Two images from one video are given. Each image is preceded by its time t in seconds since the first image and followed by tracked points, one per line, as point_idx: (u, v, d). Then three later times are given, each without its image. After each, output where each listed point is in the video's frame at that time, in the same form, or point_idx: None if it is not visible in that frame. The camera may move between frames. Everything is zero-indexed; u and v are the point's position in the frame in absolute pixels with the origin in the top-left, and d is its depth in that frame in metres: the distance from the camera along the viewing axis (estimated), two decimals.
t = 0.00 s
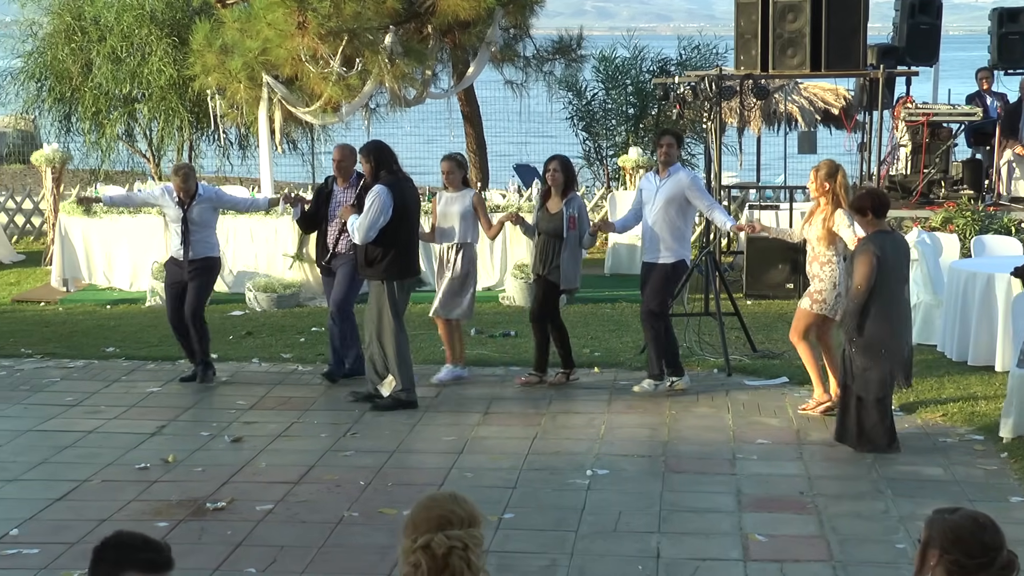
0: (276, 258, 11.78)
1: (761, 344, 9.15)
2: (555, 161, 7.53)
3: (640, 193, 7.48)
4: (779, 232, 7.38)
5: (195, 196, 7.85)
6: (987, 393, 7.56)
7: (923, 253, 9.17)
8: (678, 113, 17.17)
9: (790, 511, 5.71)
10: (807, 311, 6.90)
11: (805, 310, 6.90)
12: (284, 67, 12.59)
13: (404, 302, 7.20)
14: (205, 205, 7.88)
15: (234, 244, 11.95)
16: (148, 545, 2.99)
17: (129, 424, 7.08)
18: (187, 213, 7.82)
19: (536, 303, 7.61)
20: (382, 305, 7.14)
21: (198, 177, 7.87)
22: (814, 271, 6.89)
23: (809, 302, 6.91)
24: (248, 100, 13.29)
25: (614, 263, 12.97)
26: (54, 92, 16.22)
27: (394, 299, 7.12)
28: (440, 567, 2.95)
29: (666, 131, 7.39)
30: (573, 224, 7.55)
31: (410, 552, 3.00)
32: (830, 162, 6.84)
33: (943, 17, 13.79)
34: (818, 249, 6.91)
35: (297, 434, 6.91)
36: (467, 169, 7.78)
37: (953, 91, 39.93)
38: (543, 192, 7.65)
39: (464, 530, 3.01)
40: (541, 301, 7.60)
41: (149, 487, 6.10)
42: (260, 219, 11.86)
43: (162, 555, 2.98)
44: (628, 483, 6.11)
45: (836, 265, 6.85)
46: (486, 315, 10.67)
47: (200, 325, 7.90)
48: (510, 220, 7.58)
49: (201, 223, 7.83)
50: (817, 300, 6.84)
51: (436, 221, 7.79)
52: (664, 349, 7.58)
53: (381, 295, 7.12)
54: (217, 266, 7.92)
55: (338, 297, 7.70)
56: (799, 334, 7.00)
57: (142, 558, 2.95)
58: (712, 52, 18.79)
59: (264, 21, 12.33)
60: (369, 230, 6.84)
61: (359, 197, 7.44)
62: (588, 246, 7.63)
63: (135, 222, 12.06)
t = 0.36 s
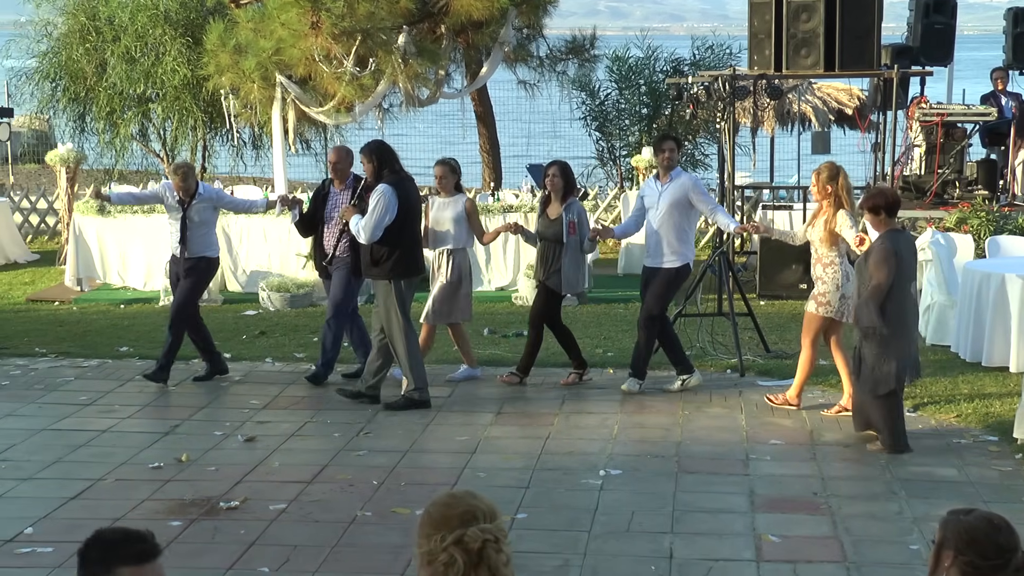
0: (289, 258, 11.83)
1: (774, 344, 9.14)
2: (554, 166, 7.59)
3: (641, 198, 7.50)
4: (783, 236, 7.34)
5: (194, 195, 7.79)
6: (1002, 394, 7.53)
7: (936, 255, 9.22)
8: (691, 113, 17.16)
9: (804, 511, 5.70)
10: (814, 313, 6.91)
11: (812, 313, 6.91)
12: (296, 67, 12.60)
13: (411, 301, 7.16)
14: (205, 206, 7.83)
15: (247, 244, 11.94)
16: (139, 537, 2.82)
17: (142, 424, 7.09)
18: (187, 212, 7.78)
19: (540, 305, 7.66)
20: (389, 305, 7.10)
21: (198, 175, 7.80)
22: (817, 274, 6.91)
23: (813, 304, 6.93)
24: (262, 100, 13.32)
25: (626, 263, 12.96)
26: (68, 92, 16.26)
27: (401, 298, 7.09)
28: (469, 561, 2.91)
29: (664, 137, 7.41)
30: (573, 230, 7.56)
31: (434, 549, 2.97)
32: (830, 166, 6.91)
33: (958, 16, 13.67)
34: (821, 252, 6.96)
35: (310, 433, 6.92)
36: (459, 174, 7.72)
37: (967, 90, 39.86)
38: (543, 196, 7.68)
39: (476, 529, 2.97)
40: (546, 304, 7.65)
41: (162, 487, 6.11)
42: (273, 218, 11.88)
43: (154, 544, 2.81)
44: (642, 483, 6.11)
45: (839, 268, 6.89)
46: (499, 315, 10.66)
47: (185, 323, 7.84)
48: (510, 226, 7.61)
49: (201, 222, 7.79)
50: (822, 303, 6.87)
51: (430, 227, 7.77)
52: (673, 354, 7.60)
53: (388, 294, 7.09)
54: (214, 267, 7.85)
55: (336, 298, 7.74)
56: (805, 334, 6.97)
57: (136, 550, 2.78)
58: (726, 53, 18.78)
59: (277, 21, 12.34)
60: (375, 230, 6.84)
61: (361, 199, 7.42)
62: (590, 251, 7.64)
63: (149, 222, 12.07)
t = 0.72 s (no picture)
0: (306, 257, 11.83)
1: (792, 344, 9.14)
2: (551, 163, 7.56)
3: (641, 198, 7.49)
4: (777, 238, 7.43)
5: (195, 201, 7.73)
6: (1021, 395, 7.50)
7: (955, 256, 9.32)
8: (708, 112, 17.12)
9: (821, 512, 5.69)
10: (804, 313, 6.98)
11: (802, 313, 6.99)
12: (314, 67, 12.62)
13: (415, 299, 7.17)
14: (204, 211, 7.77)
15: (264, 243, 11.96)
16: (166, 532, 2.81)
17: (160, 422, 7.11)
18: (188, 219, 7.71)
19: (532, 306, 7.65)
20: (395, 303, 7.11)
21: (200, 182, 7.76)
22: (808, 273, 6.97)
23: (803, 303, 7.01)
24: (279, 100, 13.35)
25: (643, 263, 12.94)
26: (87, 92, 16.30)
27: (406, 295, 7.11)
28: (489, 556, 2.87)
29: (666, 138, 7.37)
30: (565, 228, 7.56)
31: (454, 547, 2.93)
32: (825, 168, 6.96)
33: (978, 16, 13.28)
34: (813, 251, 7.01)
35: (327, 432, 6.93)
36: (455, 171, 7.65)
37: (987, 91, 39.65)
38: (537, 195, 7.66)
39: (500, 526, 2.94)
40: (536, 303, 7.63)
41: (180, 485, 6.13)
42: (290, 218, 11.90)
43: (171, 539, 2.79)
44: (659, 483, 6.11)
45: (829, 267, 6.95)
46: (516, 315, 10.66)
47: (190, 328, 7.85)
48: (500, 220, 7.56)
49: (201, 229, 7.74)
50: (812, 302, 6.94)
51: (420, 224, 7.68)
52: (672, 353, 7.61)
53: (392, 292, 7.10)
54: (211, 267, 7.77)
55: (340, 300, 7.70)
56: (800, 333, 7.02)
57: (164, 546, 2.77)
58: (744, 52, 18.74)
59: (296, 20, 12.38)
60: (376, 227, 6.87)
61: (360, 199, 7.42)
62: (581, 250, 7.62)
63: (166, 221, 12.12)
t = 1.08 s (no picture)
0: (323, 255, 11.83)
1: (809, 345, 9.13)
2: (548, 164, 7.58)
3: (641, 200, 7.53)
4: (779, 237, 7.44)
5: (198, 200, 7.75)
6: None
7: (974, 257, 9.36)
8: (724, 112, 17.10)
9: (838, 513, 5.68)
10: (802, 310, 7.02)
11: (800, 310, 7.02)
12: (330, 66, 12.64)
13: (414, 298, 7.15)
14: (207, 213, 7.77)
15: (281, 243, 11.97)
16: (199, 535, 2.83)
17: (177, 421, 7.13)
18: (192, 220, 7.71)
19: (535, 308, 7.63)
20: (397, 303, 7.10)
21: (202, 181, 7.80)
22: (807, 270, 7.01)
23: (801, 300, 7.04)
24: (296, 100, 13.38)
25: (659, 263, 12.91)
26: (104, 92, 16.35)
27: (409, 295, 7.11)
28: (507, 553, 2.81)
29: (668, 139, 7.39)
30: (565, 226, 7.56)
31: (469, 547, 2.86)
32: (824, 167, 6.99)
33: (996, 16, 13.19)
34: (813, 248, 7.05)
35: (343, 432, 6.94)
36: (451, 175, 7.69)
37: (1005, 91, 39.47)
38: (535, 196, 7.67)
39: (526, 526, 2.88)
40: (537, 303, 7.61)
41: (196, 484, 6.14)
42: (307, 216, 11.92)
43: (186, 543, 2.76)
44: (675, 484, 6.10)
45: (829, 266, 6.99)
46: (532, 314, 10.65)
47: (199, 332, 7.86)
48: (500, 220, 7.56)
49: (204, 228, 7.74)
50: (811, 300, 6.97)
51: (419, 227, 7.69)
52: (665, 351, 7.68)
53: (395, 292, 7.08)
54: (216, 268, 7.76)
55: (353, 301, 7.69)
56: (799, 332, 7.06)
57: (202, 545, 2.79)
58: (760, 53, 18.71)
59: (312, 20, 12.44)
60: (382, 228, 6.87)
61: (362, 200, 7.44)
62: (581, 250, 7.64)
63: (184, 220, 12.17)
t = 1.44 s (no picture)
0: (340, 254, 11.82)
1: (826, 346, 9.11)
2: (548, 163, 7.57)
3: (641, 194, 7.61)
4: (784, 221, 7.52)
5: (203, 201, 7.73)
6: None
7: (992, 258, 9.30)
8: (741, 112, 17.06)
9: (855, 514, 5.66)
10: (811, 304, 7.03)
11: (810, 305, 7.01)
12: (348, 66, 12.67)
13: (411, 301, 7.17)
14: (213, 212, 7.76)
15: (298, 243, 11.97)
16: (219, 534, 2.84)
17: (194, 421, 7.14)
18: (197, 219, 7.69)
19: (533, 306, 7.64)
20: (393, 303, 7.11)
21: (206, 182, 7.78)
22: (815, 265, 7.01)
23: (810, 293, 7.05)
24: (313, 100, 13.40)
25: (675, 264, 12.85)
26: (122, 92, 16.40)
27: (410, 295, 7.15)
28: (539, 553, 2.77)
29: (670, 135, 7.45)
30: (565, 226, 7.57)
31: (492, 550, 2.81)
32: (837, 162, 7.03)
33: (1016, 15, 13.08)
34: (821, 243, 7.04)
35: (359, 431, 6.95)
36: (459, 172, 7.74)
37: None
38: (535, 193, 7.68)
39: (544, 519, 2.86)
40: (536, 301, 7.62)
41: (213, 483, 6.15)
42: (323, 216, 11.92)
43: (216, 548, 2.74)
44: (691, 484, 6.09)
45: (838, 261, 6.99)
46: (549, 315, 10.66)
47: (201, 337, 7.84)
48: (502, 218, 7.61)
49: (208, 228, 7.72)
50: (821, 294, 6.99)
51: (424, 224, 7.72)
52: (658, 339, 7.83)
53: (398, 293, 7.10)
54: (224, 270, 7.75)
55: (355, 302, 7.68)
56: (813, 329, 7.04)
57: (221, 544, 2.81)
58: (778, 52, 18.66)
59: (330, 20, 12.45)
60: (389, 228, 6.88)
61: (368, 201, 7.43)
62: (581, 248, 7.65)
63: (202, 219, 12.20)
